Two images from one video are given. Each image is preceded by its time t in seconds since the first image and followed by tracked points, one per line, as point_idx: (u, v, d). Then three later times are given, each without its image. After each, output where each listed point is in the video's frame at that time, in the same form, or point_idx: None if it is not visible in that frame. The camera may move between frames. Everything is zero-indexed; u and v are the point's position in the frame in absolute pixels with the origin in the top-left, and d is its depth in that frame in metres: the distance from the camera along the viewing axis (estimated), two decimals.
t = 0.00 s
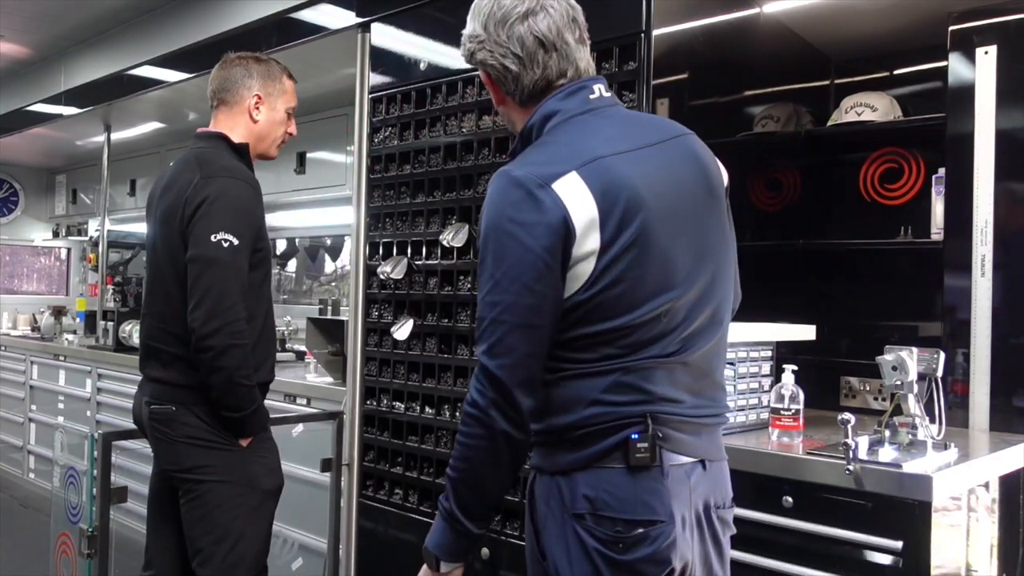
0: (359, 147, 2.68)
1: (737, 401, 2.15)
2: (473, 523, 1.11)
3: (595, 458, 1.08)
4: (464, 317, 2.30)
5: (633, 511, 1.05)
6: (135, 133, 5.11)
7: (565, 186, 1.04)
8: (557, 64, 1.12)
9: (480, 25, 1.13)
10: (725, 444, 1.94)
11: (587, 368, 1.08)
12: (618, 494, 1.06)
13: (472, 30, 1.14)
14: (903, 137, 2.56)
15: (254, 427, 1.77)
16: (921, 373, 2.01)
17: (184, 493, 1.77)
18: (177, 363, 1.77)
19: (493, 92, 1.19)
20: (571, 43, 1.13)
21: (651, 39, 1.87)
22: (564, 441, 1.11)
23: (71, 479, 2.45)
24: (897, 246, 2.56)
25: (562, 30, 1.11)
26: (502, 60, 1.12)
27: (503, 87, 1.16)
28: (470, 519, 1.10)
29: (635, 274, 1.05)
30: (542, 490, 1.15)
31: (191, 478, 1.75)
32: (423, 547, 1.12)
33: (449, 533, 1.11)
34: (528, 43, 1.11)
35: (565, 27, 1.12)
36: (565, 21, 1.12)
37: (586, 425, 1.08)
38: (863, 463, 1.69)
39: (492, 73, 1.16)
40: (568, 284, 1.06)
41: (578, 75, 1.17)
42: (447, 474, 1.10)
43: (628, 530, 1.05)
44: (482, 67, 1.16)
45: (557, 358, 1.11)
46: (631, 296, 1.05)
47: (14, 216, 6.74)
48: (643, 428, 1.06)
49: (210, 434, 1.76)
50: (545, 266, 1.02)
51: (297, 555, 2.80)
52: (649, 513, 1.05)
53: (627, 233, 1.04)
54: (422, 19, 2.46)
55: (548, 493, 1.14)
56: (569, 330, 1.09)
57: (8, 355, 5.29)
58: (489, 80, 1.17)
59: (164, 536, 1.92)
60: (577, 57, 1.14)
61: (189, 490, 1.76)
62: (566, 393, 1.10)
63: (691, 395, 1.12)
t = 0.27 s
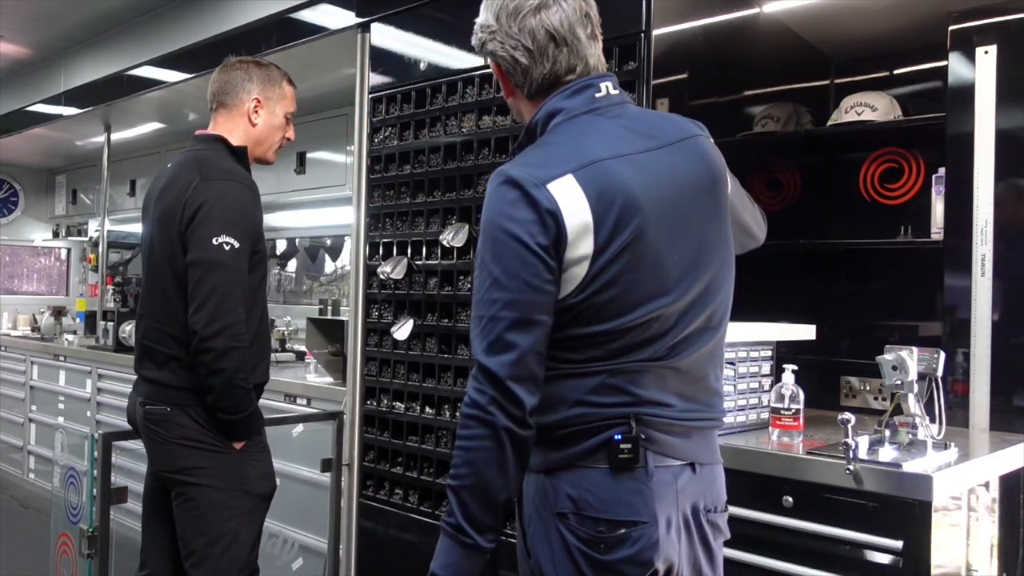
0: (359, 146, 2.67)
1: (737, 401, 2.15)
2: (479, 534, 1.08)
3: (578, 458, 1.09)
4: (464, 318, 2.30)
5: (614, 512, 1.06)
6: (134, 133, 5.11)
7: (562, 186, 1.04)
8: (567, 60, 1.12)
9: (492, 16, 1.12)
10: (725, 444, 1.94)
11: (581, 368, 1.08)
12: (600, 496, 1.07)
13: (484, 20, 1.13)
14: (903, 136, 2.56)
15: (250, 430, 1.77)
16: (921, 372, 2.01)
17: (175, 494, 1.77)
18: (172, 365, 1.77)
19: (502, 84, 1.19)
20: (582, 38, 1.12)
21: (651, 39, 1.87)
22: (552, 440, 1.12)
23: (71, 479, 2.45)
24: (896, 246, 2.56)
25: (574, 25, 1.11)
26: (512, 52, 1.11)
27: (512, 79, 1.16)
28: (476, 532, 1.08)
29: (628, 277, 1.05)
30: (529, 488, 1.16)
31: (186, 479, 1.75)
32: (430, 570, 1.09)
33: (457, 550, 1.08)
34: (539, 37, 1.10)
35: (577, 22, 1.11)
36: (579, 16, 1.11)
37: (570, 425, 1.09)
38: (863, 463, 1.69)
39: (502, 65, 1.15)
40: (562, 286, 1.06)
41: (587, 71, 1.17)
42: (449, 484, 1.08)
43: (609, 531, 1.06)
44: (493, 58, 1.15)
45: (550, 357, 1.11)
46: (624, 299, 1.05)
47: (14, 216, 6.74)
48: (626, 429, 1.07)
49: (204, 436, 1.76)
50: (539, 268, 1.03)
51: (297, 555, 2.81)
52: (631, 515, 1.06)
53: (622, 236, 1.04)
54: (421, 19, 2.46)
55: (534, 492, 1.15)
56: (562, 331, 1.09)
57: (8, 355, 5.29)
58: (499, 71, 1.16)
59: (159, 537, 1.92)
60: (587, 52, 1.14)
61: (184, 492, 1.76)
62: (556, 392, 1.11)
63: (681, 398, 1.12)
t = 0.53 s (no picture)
0: (359, 147, 2.67)
1: (736, 401, 2.15)
2: (472, 530, 1.08)
3: (576, 457, 1.10)
4: (464, 317, 2.30)
5: (611, 512, 1.07)
6: (134, 133, 5.11)
7: (563, 186, 1.04)
8: (573, 59, 1.12)
9: (499, 15, 1.12)
10: (725, 443, 1.94)
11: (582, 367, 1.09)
12: (597, 495, 1.08)
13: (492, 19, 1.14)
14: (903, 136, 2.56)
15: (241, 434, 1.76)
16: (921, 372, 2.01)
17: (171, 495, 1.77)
18: (166, 366, 1.77)
19: (508, 84, 1.19)
20: (588, 37, 1.13)
21: (651, 39, 1.87)
22: (553, 439, 1.12)
23: (71, 479, 2.45)
24: (896, 246, 2.56)
25: (579, 23, 1.11)
26: (518, 50, 1.12)
27: (519, 78, 1.16)
28: (468, 527, 1.07)
29: (628, 277, 1.05)
30: (529, 486, 1.17)
31: (183, 480, 1.75)
32: (420, 561, 1.09)
33: (449, 543, 1.08)
34: (544, 36, 1.10)
35: (583, 21, 1.11)
36: (586, 15, 1.11)
37: (569, 423, 1.10)
38: (863, 462, 1.69)
39: (508, 65, 1.15)
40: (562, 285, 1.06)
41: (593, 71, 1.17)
42: (442, 477, 1.08)
43: (605, 530, 1.07)
44: (499, 57, 1.15)
45: (550, 355, 1.11)
46: (624, 299, 1.05)
47: (14, 216, 6.73)
48: (624, 429, 1.07)
49: (197, 438, 1.76)
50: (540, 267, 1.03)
51: (298, 554, 2.78)
52: (628, 514, 1.06)
53: (622, 237, 1.04)
54: (421, 18, 2.46)
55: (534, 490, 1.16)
56: (562, 329, 1.09)
57: (8, 355, 5.29)
58: (505, 71, 1.17)
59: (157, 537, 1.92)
60: (592, 51, 1.14)
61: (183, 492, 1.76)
62: (555, 391, 1.11)
63: (681, 398, 1.12)
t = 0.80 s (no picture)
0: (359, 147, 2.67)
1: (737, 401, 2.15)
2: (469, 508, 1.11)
3: (588, 457, 1.09)
4: (464, 317, 2.30)
5: (622, 511, 1.07)
6: (134, 133, 5.10)
7: (564, 187, 1.04)
8: (569, 63, 1.12)
9: (499, 21, 1.14)
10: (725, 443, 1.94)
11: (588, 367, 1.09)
12: (607, 494, 1.08)
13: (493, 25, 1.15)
14: (903, 136, 2.56)
15: (229, 436, 1.74)
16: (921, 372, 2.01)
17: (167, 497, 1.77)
18: (158, 368, 1.77)
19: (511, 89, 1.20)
20: (585, 41, 1.12)
21: (651, 39, 1.87)
22: (562, 438, 1.12)
23: (71, 479, 2.45)
24: (897, 246, 2.56)
25: (576, 28, 1.11)
26: (515, 57, 1.13)
27: (518, 83, 1.17)
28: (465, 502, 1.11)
29: (632, 276, 1.05)
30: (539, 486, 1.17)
31: (177, 482, 1.75)
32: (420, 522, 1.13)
33: (445, 513, 1.12)
34: (541, 41, 1.11)
35: (579, 25, 1.11)
36: (582, 20, 1.11)
37: (578, 424, 1.10)
38: (863, 463, 1.69)
39: (509, 70, 1.17)
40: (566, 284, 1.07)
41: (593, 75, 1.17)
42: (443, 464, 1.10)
43: (616, 529, 1.06)
44: (500, 62, 1.17)
45: (555, 355, 1.12)
46: (627, 298, 1.05)
47: (14, 216, 6.72)
48: (635, 429, 1.07)
49: (186, 439, 1.75)
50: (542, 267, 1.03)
51: (297, 555, 2.82)
52: (639, 513, 1.06)
53: (623, 237, 1.04)
54: (421, 18, 2.46)
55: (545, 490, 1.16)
56: (567, 329, 1.10)
57: (8, 355, 5.29)
58: (506, 75, 1.18)
59: (156, 537, 1.92)
60: (591, 55, 1.14)
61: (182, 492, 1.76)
62: (563, 391, 1.11)
63: (691, 397, 1.12)
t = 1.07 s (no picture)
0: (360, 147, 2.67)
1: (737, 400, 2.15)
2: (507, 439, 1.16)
3: (616, 452, 1.12)
4: (464, 317, 2.30)
5: (650, 504, 1.10)
6: (134, 134, 5.10)
7: (595, 186, 1.07)
8: (593, 68, 1.15)
9: (523, 28, 1.17)
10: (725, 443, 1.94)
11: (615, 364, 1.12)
12: (635, 487, 1.11)
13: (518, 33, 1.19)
14: (903, 136, 2.56)
15: (227, 436, 1.74)
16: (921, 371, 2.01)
17: (166, 497, 1.77)
18: (155, 369, 1.77)
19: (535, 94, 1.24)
20: (608, 47, 1.16)
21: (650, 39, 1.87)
22: (591, 433, 1.15)
23: (72, 480, 2.45)
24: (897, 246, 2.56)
25: (599, 34, 1.14)
26: (541, 63, 1.17)
27: (543, 88, 1.20)
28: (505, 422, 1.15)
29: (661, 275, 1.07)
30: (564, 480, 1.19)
31: (176, 483, 1.75)
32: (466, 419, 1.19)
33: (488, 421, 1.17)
34: (564, 47, 1.14)
35: (603, 31, 1.14)
36: (605, 27, 1.15)
37: (606, 420, 1.13)
38: (863, 462, 1.68)
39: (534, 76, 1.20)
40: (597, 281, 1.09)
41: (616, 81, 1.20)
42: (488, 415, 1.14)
43: (644, 521, 1.09)
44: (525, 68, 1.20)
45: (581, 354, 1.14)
46: (656, 297, 1.08)
47: (14, 217, 6.72)
48: (663, 425, 1.10)
49: (183, 439, 1.75)
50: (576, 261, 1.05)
51: (297, 556, 2.83)
52: (666, 506, 1.09)
53: (655, 234, 1.06)
54: (421, 18, 2.46)
55: (571, 484, 1.19)
56: (596, 328, 1.13)
57: (8, 356, 5.29)
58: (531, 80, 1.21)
59: (156, 537, 1.92)
60: (613, 61, 1.17)
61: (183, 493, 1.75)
62: (591, 388, 1.14)
63: (715, 394, 1.15)
